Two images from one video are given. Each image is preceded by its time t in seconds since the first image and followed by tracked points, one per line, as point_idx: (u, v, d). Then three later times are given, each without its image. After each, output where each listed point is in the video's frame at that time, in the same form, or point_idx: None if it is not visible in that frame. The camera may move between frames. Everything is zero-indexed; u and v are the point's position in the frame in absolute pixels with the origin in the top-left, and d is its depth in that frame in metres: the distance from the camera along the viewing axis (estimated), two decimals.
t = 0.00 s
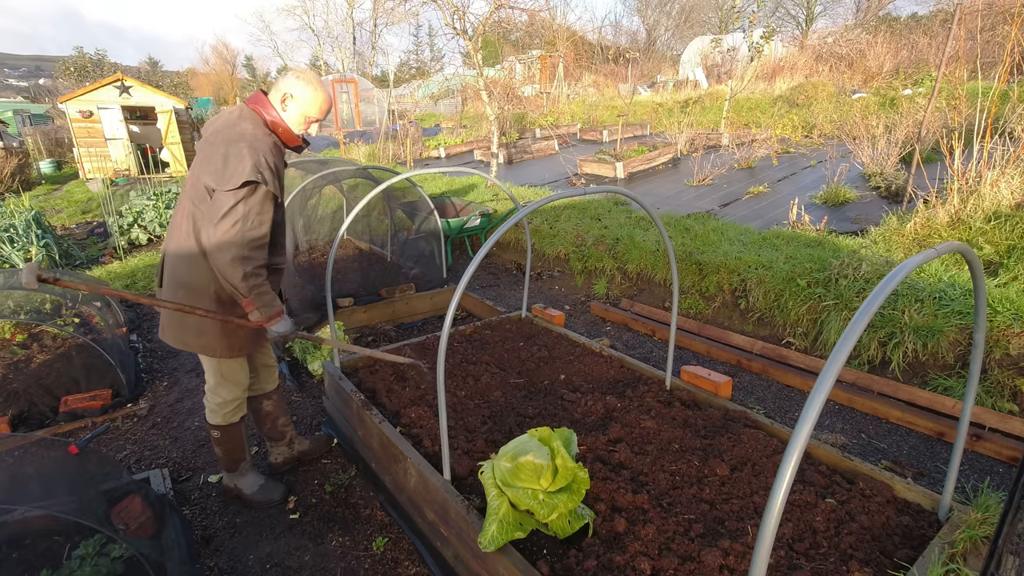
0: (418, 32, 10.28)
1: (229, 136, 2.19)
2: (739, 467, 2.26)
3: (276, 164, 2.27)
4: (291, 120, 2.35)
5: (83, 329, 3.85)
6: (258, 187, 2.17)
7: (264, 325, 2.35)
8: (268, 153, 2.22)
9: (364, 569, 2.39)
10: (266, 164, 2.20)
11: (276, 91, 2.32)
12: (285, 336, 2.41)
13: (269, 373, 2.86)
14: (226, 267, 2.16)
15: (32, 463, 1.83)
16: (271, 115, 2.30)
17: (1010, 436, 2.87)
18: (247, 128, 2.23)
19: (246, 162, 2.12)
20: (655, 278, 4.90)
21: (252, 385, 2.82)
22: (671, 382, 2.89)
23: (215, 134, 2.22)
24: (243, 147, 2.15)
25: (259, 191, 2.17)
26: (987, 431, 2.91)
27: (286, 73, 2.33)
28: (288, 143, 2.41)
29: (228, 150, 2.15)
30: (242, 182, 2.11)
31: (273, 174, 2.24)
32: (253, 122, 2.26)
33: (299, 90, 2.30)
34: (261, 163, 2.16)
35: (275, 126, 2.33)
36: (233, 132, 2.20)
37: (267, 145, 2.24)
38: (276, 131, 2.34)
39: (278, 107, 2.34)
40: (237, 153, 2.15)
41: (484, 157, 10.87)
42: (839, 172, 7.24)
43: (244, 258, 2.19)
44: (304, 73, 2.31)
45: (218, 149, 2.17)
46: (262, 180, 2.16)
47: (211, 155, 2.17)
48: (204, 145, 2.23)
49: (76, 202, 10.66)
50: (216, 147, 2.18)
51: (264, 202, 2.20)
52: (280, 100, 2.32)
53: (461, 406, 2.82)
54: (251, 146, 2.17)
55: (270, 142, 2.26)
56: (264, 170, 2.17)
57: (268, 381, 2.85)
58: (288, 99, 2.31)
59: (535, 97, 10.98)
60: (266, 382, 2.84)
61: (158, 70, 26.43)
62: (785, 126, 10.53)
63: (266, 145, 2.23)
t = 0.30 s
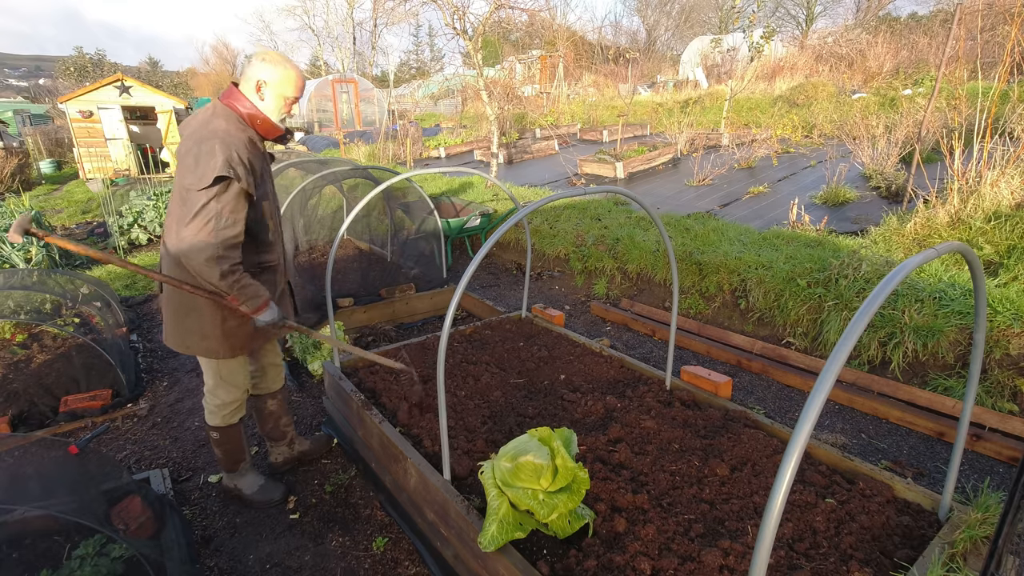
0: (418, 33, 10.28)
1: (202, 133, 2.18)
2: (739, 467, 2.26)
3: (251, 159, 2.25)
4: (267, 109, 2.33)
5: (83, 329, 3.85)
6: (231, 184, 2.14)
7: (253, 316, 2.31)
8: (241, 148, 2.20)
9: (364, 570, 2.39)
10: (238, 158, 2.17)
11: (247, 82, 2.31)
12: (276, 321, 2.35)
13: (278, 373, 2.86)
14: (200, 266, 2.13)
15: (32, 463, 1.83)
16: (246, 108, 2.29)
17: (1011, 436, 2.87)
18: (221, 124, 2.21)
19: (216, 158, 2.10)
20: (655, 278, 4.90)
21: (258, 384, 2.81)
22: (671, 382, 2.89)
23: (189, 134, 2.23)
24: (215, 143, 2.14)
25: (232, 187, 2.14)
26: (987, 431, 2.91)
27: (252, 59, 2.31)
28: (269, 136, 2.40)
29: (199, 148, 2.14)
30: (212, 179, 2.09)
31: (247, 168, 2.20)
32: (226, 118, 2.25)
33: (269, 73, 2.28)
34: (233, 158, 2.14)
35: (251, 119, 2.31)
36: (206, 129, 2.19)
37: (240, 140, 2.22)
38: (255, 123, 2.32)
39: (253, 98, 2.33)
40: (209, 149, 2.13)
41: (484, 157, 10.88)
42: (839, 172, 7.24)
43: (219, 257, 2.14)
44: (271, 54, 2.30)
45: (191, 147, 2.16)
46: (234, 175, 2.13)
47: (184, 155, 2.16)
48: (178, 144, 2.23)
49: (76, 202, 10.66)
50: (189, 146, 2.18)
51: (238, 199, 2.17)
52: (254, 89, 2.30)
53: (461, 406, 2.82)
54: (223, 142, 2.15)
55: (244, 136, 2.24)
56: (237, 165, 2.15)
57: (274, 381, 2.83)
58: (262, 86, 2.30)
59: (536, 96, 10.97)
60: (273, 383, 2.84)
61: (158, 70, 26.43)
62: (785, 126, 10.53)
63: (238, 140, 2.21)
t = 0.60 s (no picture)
0: (418, 33, 10.28)
1: (184, 132, 2.18)
2: (739, 467, 2.26)
3: (234, 155, 2.23)
4: (246, 102, 2.30)
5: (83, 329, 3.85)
6: (214, 182, 2.13)
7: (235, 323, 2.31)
8: (223, 145, 2.18)
9: (365, 569, 2.39)
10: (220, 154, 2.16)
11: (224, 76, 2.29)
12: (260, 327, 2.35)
13: (291, 374, 2.87)
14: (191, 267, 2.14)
15: (32, 463, 1.83)
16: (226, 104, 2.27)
17: (1010, 436, 2.87)
18: (203, 122, 2.20)
19: (196, 155, 2.09)
20: (655, 278, 4.90)
21: (268, 384, 2.82)
22: (671, 382, 2.89)
23: (172, 133, 2.22)
24: (195, 141, 2.12)
25: (215, 185, 2.14)
26: (987, 431, 2.91)
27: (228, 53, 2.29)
28: (253, 131, 2.37)
29: (181, 147, 2.13)
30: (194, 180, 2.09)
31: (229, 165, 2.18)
32: (207, 114, 2.24)
33: (238, 66, 2.23)
34: (213, 155, 2.12)
35: (235, 115, 2.30)
36: (188, 127, 2.18)
37: (222, 136, 2.20)
38: (240, 119, 2.31)
39: (231, 93, 2.31)
40: (189, 147, 2.12)
41: (484, 157, 10.88)
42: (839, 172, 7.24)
43: (210, 258, 2.15)
44: (240, 47, 2.24)
45: (174, 146, 2.16)
46: (216, 173, 2.12)
47: (168, 155, 2.17)
48: (162, 145, 2.23)
49: (76, 202, 10.66)
50: (173, 146, 2.18)
51: (223, 197, 2.17)
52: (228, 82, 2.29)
53: (461, 406, 2.82)
54: (203, 139, 2.14)
55: (226, 132, 2.23)
56: (218, 162, 2.13)
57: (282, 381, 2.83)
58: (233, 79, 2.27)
59: (536, 97, 10.98)
60: (284, 383, 2.85)
61: (157, 70, 26.43)
62: (785, 126, 10.53)
63: (220, 137, 2.19)
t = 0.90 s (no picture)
0: (418, 33, 10.28)
1: (187, 137, 2.18)
2: (739, 467, 2.26)
3: (235, 163, 2.24)
4: (259, 113, 2.33)
5: (83, 329, 3.85)
6: (210, 190, 2.13)
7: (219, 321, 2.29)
8: (226, 153, 2.19)
9: (365, 569, 2.39)
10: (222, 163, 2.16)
11: (241, 86, 2.30)
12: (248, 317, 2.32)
13: (284, 373, 2.87)
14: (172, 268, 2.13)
15: (32, 463, 1.84)
16: (236, 112, 2.28)
17: (1010, 436, 2.87)
18: (207, 128, 2.20)
19: (197, 163, 2.09)
20: (655, 278, 4.90)
21: (263, 384, 2.82)
22: (671, 382, 2.89)
23: (175, 135, 2.22)
24: (198, 148, 2.13)
25: (212, 194, 2.14)
26: (987, 431, 2.91)
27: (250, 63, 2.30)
28: (259, 140, 2.39)
29: (184, 152, 2.13)
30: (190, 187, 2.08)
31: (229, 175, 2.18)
32: (214, 121, 2.24)
33: (264, 82, 2.26)
34: (215, 164, 2.13)
35: (241, 123, 2.30)
36: (192, 133, 2.18)
37: (226, 144, 2.21)
38: (247, 128, 2.32)
39: (245, 102, 2.32)
40: (191, 154, 2.12)
41: (484, 157, 10.88)
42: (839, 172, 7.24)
43: (189, 260, 2.14)
44: (269, 63, 2.26)
45: (176, 150, 2.16)
46: (217, 182, 2.12)
47: (169, 158, 2.16)
48: (163, 145, 2.22)
49: (76, 202, 10.66)
50: (174, 149, 2.18)
51: (218, 204, 2.16)
52: (246, 92, 2.30)
53: (461, 406, 2.82)
54: (208, 147, 2.14)
55: (230, 141, 2.23)
56: (219, 172, 2.14)
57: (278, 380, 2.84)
58: (253, 92, 2.29)
59: (536, 96, 10.96)
60: (278, 382, 2.85)
61: (157, 70, 26.45)
62: (785, 126, 10.52)
63: (224, 145, 2.20)
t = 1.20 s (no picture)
0: (418, 33, 10.27)
1: (188, 145, 2.19)
2: (739, 467, 2.26)
3: (234, 174, 2.23)
4: (265, 130, 2.32)
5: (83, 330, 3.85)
6: (209, 200, 2.12)
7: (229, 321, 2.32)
8: (224, 163, 2.19)
9: (365, 569, 2.39)
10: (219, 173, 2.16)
11: (252, 101, 2.30)
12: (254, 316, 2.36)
13: (277, 374, 2.87)
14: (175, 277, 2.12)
15: (32, 463, 1.84)
16: (242, 124, 2.29)
17: (1010, 436, 2.87)
18: (210, 138, 2.22)
19: (194, 172, 2.10)
20: (655, 278, 4.90)
21: (256, 386, 2.82)
22: (671, 382, 2.89)
23: (179, 141, 2.24)
24: (197, 156, 2.14)
25: (211, 205, 2.12)
26: (987, 431, 2.91)
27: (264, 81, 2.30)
28: (264, 153, 2.40)
29: (181, 158, 2.15)
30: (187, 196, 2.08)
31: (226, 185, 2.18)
32: (218, 130, 2.26)
33: (275, 102, 2.26)
34: (211, 173, 2.13)
35: (245, 135, 2.31)
36: (194, 141, 2.19)
37: (226, 154, 2.21)
38: (251, 140, 2.32)
39: (254, 117, 2.33)
40: (189, 161, 2.13)
41: (484, 157, 10.87)
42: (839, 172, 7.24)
43: (194, 272, 2.13)
44: (285, 84, 2.27)
45: (176, 156, 2.17)
46: (209, 191, 2.12)
47: (168, 163, 2.18)
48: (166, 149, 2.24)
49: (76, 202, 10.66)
50: (175, 155, 2.19)
51: (217, 215, 2.15)
52: (255, 110, 2.29)
53: (461, 406, 2.82)
54: (206, 155, 2.16)
55: (231, 151, 2.24)
56: (213, 181, 2.13)
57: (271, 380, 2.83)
58: (263, 111, 2.29)
59: (536, 96, 10.96)
60: (271, 383, 2.84)
61: (157, 70, 26.46)
62: (786, 126, 10.52)
63: (223, 155, 2.20)
